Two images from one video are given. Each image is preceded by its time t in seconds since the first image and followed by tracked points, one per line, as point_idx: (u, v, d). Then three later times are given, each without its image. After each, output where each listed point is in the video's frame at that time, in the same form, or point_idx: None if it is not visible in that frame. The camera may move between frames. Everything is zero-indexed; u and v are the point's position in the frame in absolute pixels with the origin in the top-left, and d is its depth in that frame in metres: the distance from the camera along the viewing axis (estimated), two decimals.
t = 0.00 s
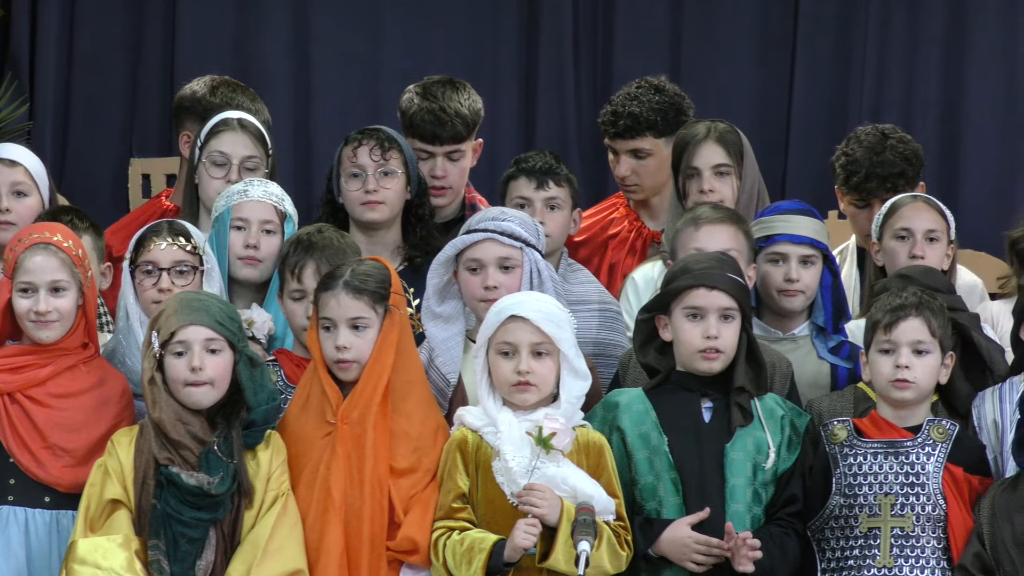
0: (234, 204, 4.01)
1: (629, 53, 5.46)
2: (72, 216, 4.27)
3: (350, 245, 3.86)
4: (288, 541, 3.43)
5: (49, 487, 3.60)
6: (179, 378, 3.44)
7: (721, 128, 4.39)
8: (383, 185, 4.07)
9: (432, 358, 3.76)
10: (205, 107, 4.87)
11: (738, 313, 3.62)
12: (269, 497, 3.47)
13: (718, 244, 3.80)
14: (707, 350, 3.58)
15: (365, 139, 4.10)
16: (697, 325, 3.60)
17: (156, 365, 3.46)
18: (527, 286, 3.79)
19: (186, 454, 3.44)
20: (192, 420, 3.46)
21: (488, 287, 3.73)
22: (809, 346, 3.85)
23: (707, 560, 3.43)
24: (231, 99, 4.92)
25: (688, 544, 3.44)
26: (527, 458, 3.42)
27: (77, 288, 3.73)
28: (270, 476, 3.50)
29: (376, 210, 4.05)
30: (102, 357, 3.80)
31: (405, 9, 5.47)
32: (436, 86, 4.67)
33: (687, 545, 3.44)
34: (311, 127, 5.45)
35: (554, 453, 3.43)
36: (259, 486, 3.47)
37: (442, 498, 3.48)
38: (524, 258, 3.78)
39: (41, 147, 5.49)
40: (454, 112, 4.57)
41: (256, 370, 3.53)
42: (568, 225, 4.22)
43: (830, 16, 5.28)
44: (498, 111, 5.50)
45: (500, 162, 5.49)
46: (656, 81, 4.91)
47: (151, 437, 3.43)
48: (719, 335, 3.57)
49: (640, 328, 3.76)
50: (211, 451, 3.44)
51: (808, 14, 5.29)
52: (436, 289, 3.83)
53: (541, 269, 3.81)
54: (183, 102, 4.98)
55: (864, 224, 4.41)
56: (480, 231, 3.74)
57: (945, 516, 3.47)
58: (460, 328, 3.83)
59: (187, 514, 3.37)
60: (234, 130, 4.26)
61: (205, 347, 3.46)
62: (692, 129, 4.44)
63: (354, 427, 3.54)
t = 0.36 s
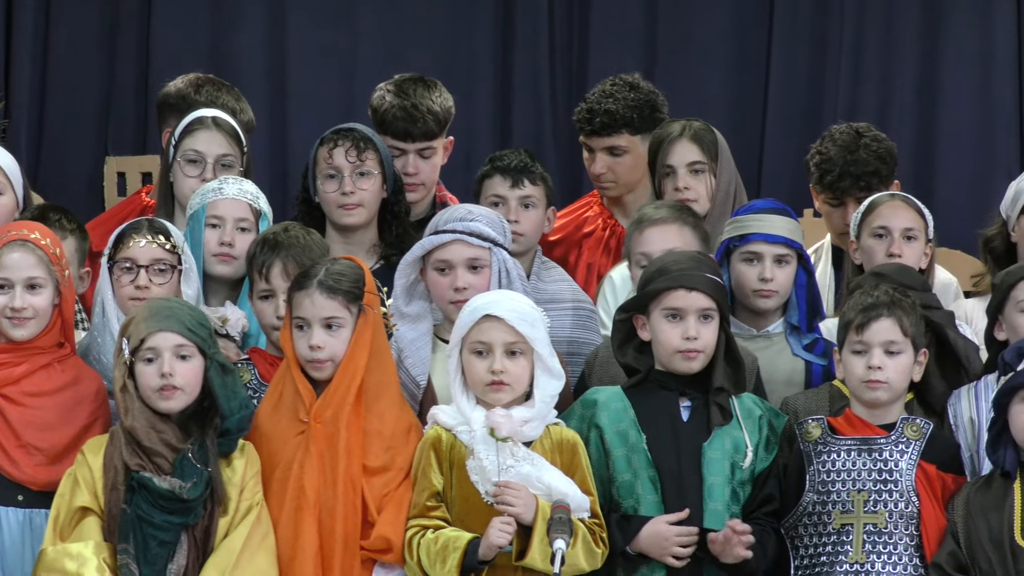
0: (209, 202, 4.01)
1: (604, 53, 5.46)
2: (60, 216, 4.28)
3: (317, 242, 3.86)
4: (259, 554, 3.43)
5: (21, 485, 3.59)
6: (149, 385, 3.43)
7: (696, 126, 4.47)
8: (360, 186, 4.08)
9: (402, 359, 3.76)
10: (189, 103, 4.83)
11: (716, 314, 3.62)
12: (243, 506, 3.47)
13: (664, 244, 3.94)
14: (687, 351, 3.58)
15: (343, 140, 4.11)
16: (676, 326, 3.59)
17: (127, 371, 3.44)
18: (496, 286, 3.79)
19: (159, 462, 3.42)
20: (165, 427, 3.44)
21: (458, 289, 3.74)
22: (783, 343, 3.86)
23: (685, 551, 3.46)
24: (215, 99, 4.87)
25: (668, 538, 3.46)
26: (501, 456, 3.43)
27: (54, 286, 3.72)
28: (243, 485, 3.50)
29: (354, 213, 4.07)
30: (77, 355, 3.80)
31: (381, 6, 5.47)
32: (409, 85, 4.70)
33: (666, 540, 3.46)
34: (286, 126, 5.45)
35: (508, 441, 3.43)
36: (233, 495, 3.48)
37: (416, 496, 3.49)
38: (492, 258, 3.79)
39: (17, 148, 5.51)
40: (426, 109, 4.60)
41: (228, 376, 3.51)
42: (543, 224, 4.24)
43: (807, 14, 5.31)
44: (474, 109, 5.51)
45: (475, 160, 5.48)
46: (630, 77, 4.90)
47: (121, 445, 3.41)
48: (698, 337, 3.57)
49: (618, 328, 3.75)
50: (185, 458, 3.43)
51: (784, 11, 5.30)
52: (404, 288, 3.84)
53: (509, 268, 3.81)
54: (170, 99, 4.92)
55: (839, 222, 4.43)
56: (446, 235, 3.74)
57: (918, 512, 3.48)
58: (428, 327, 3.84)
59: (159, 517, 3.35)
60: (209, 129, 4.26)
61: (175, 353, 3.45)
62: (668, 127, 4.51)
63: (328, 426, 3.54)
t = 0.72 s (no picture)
0: (184, 194, 4.02)
1: (581, 50, 5.50)
2: (47, 212, 4.26)
3: (292, 234, 3.87)
4: (242, 535, 3.42)
5: None
6: (127, 355, 3.42)
7: (685, 119, 4.49)
8: (340, 180, 4.09)
9: (377, 355, 3.76)
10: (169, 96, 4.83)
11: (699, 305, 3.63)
12: (224, 488, 3.46)
13: (619, 240, 3.96)
14: (672, 343, 3.58)
15: (324, 134, 4.12)
16: (661, 317, 3.58)
17: (106, 343, 3.43)
18: (470, 279, 3.79)
19: (140, 438, 3.41)
20: (146, 401, 3.44)
21: (433, 280, 3.74)
22: (759, 333, 3.86)
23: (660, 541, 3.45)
24: (196, 91, 4.87)
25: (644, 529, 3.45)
26: (480, 449, 3.42)
27: (27, 279, 3.70)
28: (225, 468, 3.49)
29: (333, 208, 4.07)
30: (53, 347, 3.79)
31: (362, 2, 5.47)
32: (385, 78, 4.73)
33: (643, 531, 3.44)
34: (264, 121, 5.44)
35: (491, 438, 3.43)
36: (214, 475, 3.46)
37: (394, 487, 3.47)
38: (467, 251, 3.79)
39: None
40: (401, 103, 4.63)
41: (207, 351, 3.50)
42: (521, 213, 4.28)
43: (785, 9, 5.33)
44: (455, 104, 5.49)
45: (455, 153, 5.48)
46: (607, 68, 4.95)
47: (102, 421, 3.41)
48: (683, 327, 3.57)
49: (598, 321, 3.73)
50: (166, 436, 3.42)
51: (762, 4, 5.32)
52: (379, 281, 3.85)
53: (484, 262, 3.80)
54: (151, 93, 4.91)
55: (818, 215, 4.47)
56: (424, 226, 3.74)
57: (900, 504, 3.48)
58: (403, 321, 3.84)
59: (140, 501, 3.34)
60: (187, 121, 4.31)
61: (152, 322, 3.43)
62: (656, 119, 4.52)
63: (304, 418, 3.52)
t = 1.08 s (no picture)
0: (167, 180, 4.04)
1: (568, 42, 5.51)
2: (30, 199, 4.24)
3: (278, 223, 3.89)
4: (230, 524, 3.41)
5: None
6: (116, 346, 3.41)
7: (679, 112, 4.50)
8: (325, 167, 4.10)
9: (361, 341, 3.75)
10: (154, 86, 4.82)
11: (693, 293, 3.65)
12: (215, 473, 3.45)
13: (594, 228, 3.98)
14: (673, 330, 3.58)
15: (310, 120, 4.13)
16: (665, 304, 3.59)
17: (94, 335, 3.42)
18: (457, 264, 3.82)
19: (129, 421, 3.40)
20: (134, 387, 3.42)
21: (419, 263, 3.76)
22: (742, 319, 3.86)
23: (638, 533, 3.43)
24: (187, 82, 4.87)
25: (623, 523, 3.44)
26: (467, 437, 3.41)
27: (8, 266, 3.68)
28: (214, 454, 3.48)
29: (317, 191, 4.08)
30: (34, 334, 3.77)
31: None
32: (373, 68, 4.76)
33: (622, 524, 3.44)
34: (249, 112, 5.44)
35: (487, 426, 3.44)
36: (205, 461, 3.45)
37: (381, 475, 3.47)
38: (455, 236, 3.82)
39: None
40: (389, 92, 4.63)
41: (196, 342, 3.50)
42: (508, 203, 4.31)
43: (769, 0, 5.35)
44: (440, 97, 5.49)
45: (441, 145, 5.49)
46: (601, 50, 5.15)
47: (89, 406, 3.40)
48: (686, 314, 3.59)
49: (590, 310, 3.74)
50: (156, 419, 3.41)
51: None
52: (366, 266, 3.84)
53: (470, 249, 3.84)
54: (138, 84, 4.90)
55: (804, 204, 4.49)
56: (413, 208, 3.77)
57: (886, 494, 3.46)
58: (388, 309, 3.83)
59: (130, 484, 3.34)
60: (172, 110, 4.35)
61: (142, 314, 3.42)
62: (649, 112, 4.51)
63: (289, 405, 3.51)
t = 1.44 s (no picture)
0: (150, 179, 4.03)
1: (554, 40, 5.53)
2: (19, 196, 4.20)
3: (265, 221, 3.90)
4: (215, 527, 3.42)
5: None
6: (107, 345, 3.42)
7: (663, 112, 4.49)
8: (311, 164, 4.10)
9: (348, 336, 3.75)
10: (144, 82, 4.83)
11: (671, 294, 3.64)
12: (200, 477, 3.47)
13: (576, 223, 3.99)
14: (645, 331, 3.59)
15: (295, 118, 4.14)
16: (634, 306, 3.59)
17: (85, 333, 3.43)
18: (445, 260, 3.82)
19: (114, 426, 3.40)
20: (121, 391, 3.43)
21: (407, 257, 3.77)
22: (725, 321, 3.88)
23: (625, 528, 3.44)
24: (178, 79, 4.86)
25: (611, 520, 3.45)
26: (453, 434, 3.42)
27: None
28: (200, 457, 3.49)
29: (303, 190, 4.10)
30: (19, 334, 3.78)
31: None
32: (360, 66, 4.77)
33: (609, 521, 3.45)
34: (235, 110, 5.44)
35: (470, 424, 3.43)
36: (190, 464, 3.46)
37: (366, 474, 3.46)
38: (443, 231, 3.82)
39: None
40: (376, 90, 4.65)
41: (185, 346, 3.50)
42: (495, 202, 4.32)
43: None
44: (426, 93, 5.50)
45: (428, 142, 5.49)
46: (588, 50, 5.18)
47: (75, 412, 3.41)
48: (656, 317, 3.58)
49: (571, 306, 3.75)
50: (141, 424, 3.41)
51: None
52: (355, 262, 3.84)
53: (459, 244, 3.83)
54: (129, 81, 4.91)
55: (789, 203, 4.51)
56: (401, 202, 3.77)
57: (869, 490, 3.46)
58: (376, 306, 3.83)
59: (115, 487, 3.34)
60: (158, 108, 4.35)
61: (134, 314, 3.44)
62: (633, 111, 4.49)
63: (276, 405, 3.53)
